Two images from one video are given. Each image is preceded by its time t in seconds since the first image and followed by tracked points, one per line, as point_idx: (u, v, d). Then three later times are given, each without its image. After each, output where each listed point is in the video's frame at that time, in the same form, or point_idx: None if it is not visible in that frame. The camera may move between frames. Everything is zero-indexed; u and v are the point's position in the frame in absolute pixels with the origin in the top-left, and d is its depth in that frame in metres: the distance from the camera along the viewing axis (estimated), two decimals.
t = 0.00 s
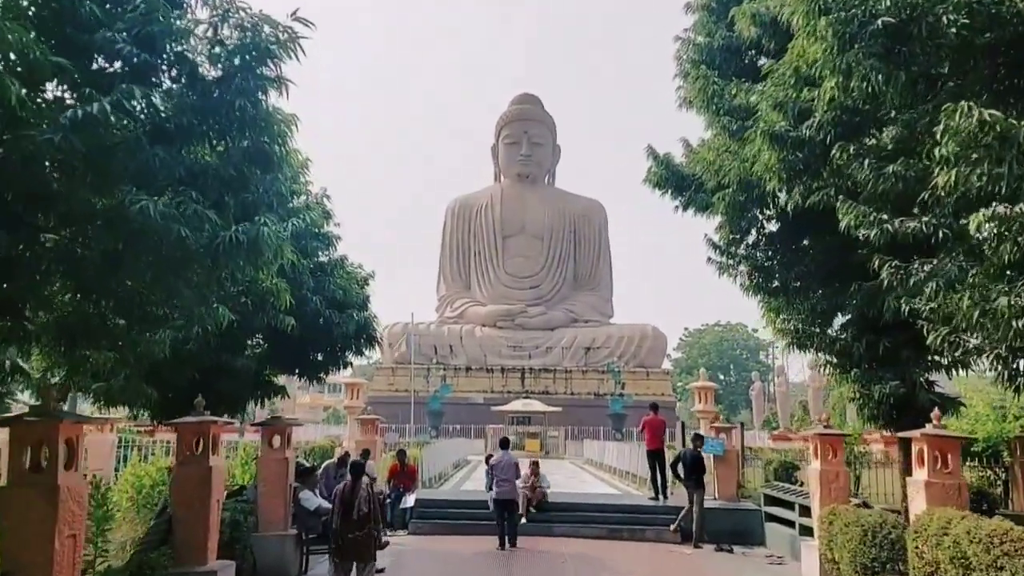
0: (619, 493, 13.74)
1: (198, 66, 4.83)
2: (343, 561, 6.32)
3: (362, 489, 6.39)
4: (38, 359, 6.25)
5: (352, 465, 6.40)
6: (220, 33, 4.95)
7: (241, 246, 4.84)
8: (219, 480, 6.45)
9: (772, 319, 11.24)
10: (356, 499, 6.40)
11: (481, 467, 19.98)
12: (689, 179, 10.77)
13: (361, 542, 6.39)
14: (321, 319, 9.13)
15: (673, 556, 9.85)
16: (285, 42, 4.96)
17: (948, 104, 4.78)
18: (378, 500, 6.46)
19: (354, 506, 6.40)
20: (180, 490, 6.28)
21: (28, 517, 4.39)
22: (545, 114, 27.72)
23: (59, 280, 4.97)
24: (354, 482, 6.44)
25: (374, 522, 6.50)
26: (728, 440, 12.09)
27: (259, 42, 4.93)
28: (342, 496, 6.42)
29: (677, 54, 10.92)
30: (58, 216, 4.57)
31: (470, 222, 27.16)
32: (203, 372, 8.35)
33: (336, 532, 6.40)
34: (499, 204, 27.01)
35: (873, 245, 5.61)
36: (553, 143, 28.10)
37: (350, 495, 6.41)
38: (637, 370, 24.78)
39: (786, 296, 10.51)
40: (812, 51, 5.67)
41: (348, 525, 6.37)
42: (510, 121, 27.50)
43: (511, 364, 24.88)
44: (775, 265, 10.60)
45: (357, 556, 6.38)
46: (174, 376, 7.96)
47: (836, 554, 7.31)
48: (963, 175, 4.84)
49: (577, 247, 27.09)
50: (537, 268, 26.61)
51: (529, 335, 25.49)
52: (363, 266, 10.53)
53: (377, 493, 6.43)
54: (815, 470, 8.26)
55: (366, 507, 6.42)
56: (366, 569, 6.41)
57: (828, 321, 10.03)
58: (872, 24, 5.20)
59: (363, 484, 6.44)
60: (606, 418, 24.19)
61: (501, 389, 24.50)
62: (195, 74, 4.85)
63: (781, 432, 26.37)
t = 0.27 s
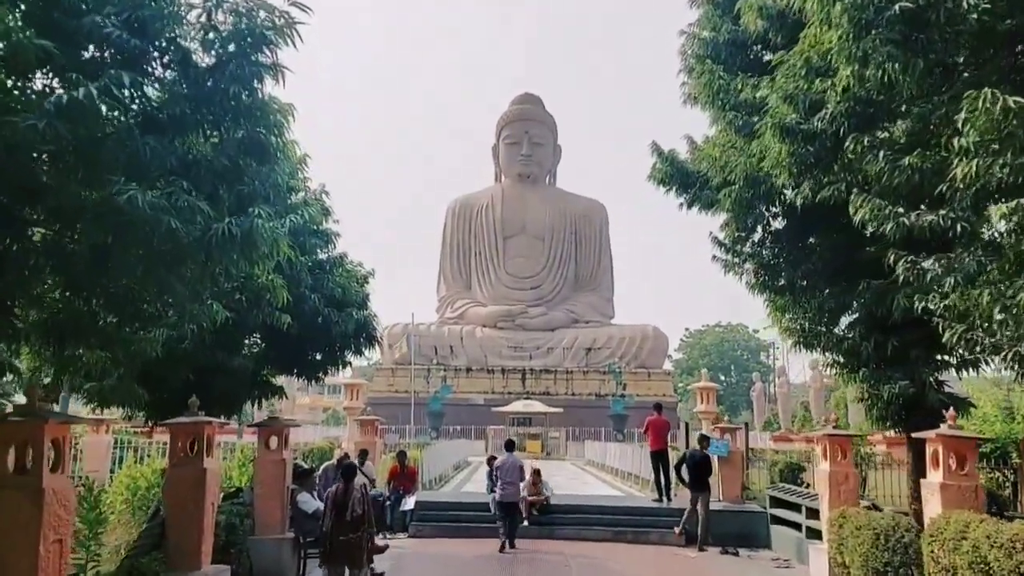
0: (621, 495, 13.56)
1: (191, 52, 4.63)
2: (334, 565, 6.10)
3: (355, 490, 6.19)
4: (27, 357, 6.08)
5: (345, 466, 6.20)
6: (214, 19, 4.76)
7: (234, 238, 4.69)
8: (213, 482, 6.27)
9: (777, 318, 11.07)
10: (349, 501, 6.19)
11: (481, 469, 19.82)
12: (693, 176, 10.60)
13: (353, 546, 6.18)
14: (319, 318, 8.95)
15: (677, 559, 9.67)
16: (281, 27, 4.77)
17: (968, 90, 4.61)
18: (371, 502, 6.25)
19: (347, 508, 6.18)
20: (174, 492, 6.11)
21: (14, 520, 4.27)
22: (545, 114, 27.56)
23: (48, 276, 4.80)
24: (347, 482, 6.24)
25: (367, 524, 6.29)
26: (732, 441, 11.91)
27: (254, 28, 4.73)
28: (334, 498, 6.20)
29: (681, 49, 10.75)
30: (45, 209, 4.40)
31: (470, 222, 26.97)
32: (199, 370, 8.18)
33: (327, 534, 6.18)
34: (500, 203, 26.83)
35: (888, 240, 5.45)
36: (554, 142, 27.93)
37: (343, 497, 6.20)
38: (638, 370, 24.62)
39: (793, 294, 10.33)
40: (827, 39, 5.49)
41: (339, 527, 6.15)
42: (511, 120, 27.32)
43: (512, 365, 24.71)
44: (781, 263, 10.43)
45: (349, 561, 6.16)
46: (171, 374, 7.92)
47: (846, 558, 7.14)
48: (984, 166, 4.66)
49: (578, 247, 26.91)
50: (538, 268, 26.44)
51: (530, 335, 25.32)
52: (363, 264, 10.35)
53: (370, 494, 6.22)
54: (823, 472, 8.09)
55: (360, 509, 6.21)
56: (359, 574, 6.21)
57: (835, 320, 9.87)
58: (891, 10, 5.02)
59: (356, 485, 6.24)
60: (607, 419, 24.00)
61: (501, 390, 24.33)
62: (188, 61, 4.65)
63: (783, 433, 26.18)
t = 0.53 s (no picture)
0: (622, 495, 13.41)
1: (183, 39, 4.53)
2: (325, 567, 5.94)
3: (347, 491, 6.06)
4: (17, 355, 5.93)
5: (336, 466, 6.05)
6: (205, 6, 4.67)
7: (226, 232, 4.58)
8: (207, 482, 6.13)
9: (779, 316, 10.93)
10: (341, 501, 6.05)
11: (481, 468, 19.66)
12: (696, 171, 10.46)
13: (343, 547, 6.02)
14: (316, 316, 8.78)
15: (679, 560, 9.53)
16: (274, 14, 4.73)
17: (985, 78, 4.47)
18: (363, 502, 6.09)
19: (338, 508, 6.04)
20: (166, 493, 5.97)
21: None
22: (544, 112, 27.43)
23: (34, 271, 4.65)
24: (338, 483, 6.10)
25: (359, 526, 6.13)
26: (734, 440, 11.77)
27: (247, 14, 4.69)
28: (325, 498, 6.08)
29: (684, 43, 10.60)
30: (29, 200, 4.24)
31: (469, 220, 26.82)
32: (195, 368, 8.04)
33: (318, 535, 6.04)
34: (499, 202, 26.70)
35: (898, 233, 5.32)
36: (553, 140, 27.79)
37: (334, 497, 6.07)
38: (637, 369, 24.47)
39: (796, 291, 10.18)
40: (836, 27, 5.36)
41: (331, 528, 6.01)
42: (510, 118, 27.16)
43: (511, 364, 24.57)
44: (784, 260, 10.28)
45: (339, 564, 5.99)
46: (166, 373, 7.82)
47: (853, 559, 7.00)
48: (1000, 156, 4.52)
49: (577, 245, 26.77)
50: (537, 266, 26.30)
51: (529, 334, 25.19)
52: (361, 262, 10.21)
53: (361, 494, 6.08)
54: (829, 471, 7.95)
55: (351, 509, 6.06)
56: None
57: (838, 317, 9.73)
58: None
59: (348, 485, 6.10)
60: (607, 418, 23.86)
61: (500, 389, 24.19)
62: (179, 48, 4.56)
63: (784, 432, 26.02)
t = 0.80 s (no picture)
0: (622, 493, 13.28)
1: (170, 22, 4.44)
2: (313, 567, 5.81)
3: (334, 489, 5.89)
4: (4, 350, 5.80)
5: (326, 463, 5.90)
6: None
7: (217, 220, 4.46)
8: (198, 480, 5.99)
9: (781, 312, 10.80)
10: (329, 499, 5.89)
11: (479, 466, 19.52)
12: (697, 166, 10.32)
13: (331, 546, 5.86)
14: (312, 311, 8.65)
15: (680, 560, 9.41)
16: None
17: (999, 65, 4.35)
18: (351, 501, 5.92)
19: (326, 507, 5.89)
20: (156, 492, 5.85)
21: None
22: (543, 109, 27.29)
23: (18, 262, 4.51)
24: (327, 480, 5.95)
25: (348, 524, 5.97)
26: (735, 437, 11.64)
27: None
28: (314, 496, 5.94)
29: (685, 36, 10.46)
30: (12, 188, 4.11)
31: (468, 218, 26.68)
32: (188, 365, 7.91)
33: (306, 535, 5.91)
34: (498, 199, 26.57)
35: (907, 225, 5.21)
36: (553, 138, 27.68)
37: (323, 495, 5.92)
38: (636, 367, 24.34)
39: (798, 288, 10.06)
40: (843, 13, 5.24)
41: (318, 526, 5.88)
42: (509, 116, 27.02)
43: (510, 362, 24.43)
44: (786, 255, 10.16)
45: (326, 563, 5.84)
46: (158, 369, 7.71)
47: (857, 558, 6.88)
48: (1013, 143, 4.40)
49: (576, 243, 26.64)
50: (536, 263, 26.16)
51: (528, 332, 25.06)
52: (357, 257, 10.09)
53: (350, 493, 5.89)
54: (832, 469, 7.83)
55: (339, 507, 5.90)
56: None
57: (841, 313, 9.60)
58: None
59: (337, 483, 5.94)
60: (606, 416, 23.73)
61: (499, 387, 24.05)
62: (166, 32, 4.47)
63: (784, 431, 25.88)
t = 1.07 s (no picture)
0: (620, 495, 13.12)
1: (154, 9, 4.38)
2: (300, 571, 5.71)
3: (320, 493, 5.78)
4: None
5: (314, 466, 5.79)
6: None
7: (201, 213, 4.29)
8: (185, 482, 5.83)
9: (782, 313, 10.66)
10: (316, 503, 5.80)
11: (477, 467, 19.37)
12: (698, 164, 10.17)
13: (317, 552, 5.75)
14: (306, 308, 8.43)
15: (679, 564, 9.25)
16: None
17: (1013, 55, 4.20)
18: (338, 505, 5.80)
19: (313, 510, 5.79)
20: (142, 494, 5.70)
21: None
22: (542, 109, 27.13)
23: None
24: (315, 483, 5.85)
25: (335, 528, 5.85)
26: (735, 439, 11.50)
27: None
28: (302, 500, 5.85)
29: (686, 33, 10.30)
30: None
31: (467, 217, 26.52)
32: (180, 363, 7.77)
33: (293, 539, 5.82)
34: (496, 199, 26.41)
35: (916, 222, 5.05)
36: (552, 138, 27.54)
37: (310, 498, 5.82)
38: (634, 368, 24.19)
39: (800, 288, 9.93)
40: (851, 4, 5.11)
41: (305, 531, 5.78)
42: (508, 115, 26.85)
43: (508, 363, 24.27)
44: (788, 255, 10.00)
45: (312, 570, 5.73)
46: (148, 367, 7.53)
47: (860, 565, 6.74)
48: None
49: (575, 243, 26.48)
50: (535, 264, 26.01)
51: (526, 333, 24.91)
52: (352, 255, 9.92)
53: (337, 496, 5.78)
54: (835, 473, 7.68)
55: (326, 511, 5.79)
56: None
57: (843, 314, 9.47)
58: None
59: (325, 486, 5.83)
60: (604, 417, 23.58)
61: (497, 388, 23.89)
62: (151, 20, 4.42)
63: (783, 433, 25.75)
